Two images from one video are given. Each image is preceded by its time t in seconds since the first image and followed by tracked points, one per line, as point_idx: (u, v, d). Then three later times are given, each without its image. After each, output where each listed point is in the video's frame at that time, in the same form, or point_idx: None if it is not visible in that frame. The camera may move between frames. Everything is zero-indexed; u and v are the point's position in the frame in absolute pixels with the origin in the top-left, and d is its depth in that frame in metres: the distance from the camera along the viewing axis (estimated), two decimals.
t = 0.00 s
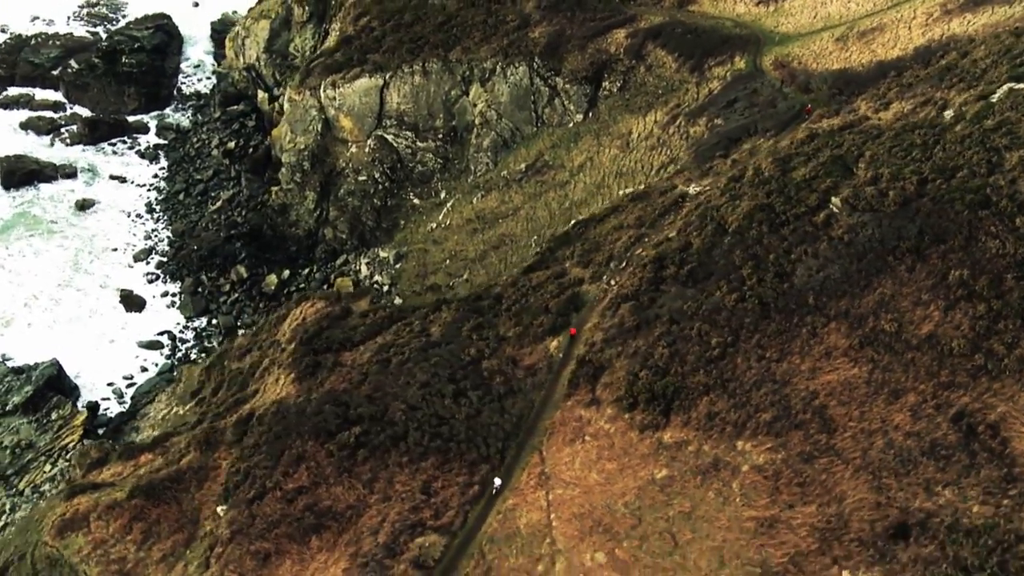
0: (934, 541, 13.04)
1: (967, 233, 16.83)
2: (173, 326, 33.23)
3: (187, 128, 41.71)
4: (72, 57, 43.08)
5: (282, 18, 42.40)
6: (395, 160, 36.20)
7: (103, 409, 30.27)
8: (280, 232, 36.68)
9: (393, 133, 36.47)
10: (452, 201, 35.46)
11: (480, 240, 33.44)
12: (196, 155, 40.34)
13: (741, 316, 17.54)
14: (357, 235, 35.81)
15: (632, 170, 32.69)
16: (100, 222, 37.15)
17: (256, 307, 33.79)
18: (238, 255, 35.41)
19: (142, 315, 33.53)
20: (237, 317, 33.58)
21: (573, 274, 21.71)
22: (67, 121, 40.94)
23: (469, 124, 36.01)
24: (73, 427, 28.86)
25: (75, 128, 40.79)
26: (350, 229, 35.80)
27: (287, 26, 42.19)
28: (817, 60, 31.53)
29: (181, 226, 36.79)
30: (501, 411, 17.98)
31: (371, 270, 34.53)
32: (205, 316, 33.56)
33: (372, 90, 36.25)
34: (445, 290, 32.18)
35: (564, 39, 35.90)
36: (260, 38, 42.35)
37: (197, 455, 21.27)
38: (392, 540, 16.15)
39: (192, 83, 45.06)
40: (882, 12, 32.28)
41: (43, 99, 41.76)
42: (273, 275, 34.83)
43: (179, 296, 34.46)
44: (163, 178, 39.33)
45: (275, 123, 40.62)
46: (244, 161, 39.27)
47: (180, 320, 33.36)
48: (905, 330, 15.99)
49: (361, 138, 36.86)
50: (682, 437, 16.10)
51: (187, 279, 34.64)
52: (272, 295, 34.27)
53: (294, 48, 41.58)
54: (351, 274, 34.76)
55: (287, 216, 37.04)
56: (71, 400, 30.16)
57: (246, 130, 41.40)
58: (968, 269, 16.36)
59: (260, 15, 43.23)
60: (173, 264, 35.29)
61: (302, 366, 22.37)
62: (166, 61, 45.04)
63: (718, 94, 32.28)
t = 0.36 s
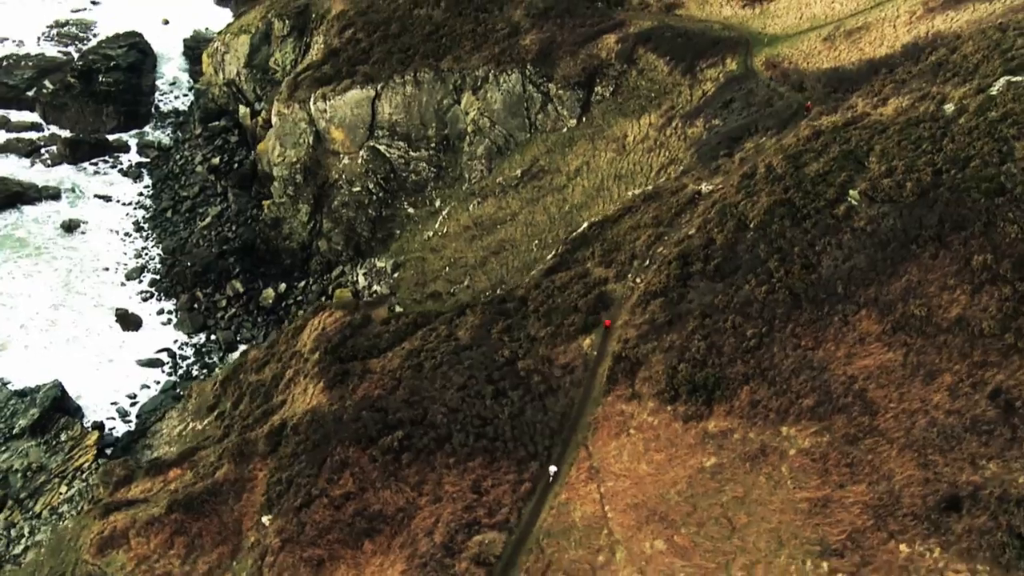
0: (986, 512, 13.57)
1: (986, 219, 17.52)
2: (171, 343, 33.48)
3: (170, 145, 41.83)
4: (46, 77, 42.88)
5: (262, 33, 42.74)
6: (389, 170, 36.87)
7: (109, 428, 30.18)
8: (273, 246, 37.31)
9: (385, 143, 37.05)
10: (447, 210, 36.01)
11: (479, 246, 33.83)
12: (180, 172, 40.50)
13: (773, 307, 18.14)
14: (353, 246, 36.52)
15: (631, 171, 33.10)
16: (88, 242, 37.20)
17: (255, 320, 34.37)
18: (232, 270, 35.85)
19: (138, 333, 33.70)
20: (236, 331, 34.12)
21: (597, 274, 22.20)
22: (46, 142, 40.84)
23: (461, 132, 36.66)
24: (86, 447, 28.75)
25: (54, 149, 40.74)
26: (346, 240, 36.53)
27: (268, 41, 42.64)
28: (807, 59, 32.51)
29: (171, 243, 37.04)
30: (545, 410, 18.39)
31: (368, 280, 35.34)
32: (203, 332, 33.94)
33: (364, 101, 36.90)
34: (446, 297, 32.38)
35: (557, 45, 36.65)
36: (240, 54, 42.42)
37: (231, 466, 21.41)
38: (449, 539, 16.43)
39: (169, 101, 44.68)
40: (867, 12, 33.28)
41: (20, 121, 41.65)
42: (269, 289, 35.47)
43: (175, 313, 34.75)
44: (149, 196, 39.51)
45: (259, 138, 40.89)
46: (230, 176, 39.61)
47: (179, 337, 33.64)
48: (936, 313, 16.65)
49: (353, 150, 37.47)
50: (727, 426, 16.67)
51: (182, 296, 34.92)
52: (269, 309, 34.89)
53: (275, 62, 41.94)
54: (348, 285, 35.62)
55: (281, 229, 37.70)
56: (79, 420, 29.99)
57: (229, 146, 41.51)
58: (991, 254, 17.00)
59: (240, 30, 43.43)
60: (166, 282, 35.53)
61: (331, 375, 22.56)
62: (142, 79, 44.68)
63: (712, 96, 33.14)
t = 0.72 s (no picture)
0: None
1: (1001, 209, 18.33)
2: (172, 365, 33.33)
3: (155, 167, 41.39)
4: (23, 101, 41.98)
5: (245, 53, 42.62)
6: (385, 185, 37.01)
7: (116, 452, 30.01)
8: (268, 264, 37.25)
9: (379, 158, 37.39)
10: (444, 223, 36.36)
11: (478, 258, 34.37)
12: (167, 194, 40.18)
13: (802, 302, 18.77)
14: (350, 262, 36.49)
15: (630, 179, 33.89)
16: (79, 267, 36.85)
17: (255, 338, 34.19)
18: (228, 288, 35.61)
19: (137, 356, 33.46)
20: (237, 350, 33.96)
21: (619, 278, 22.70)
22: (28, 168, 40.23)
23: (456, 145, 37.02)
24: (100, 471, 28.78)
25: (38, 174, 40.14)
26: (343, 256, 36.47)
27: (251, 61, 42.52)
28: (796, 64, 33.45)
29: (164, 265, 36.81)
30: (586, 412, 18.81)
31: (368, 294, 35.54)
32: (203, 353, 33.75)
33: (358, 117, 37.38)
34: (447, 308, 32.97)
35: (549, 57, 37.31)
36: (223, 74, 42.31)
37: (266, 482, 21.49)
38: (505, 541, 16.74)
39: (149, 124, 43.99)
40: (849, 17, 34.32)
41: None
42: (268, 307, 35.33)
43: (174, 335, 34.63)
44: (137, 218, 39.17)
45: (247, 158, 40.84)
46: (219, 197, 39.40)
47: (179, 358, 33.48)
48: (961, 302, 17.40)
49: (347, 166, 37.74)
50: (768, 418, 17.25)
51: (179, 317, 34.73)
52: (269, 326, 34.75)
53: (258, 81, 41.98)
54: (349, 300, 35.66)
55: (276, 248, 37.63)
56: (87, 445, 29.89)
57: (215, 166, 41.22)
58: (1008, 243, 17.82)
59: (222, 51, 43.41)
60: (162, 304, 35.29)
61: (361, 388, 22.76)
62: (122, 101, 43.84)
63: (705, 103, 33.97)
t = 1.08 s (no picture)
0: None
1: (1010, 204, 19.24)
2: (174, 390, 33.47)
3: (140, 194, 41.15)
4: None
5: (228, 76, 42.57)
6: (380, 203, 37.50)
7: (126, 479, 30.18)
8: (264, 285, 37.33)
9: (374, 176, 37.79)
10: (440, 239, 36.70)
11: (479, 271, 34.73)
12: (154, 219, 39.97)
13: (827, 300, 19.47)
14: (348, 280, 36.67)
15: (630, 190, 34.63)
16: (70, 295, 36.72)
17: (257, 361, 34.55)
18: (225, 312, 35.70)
19: (138, 383, 33.49)
20: (239, 373, 34.18)
21: (640, 284, 23.29)
22: (8, 198, 39.89)
23: (450, 161, 37.71)
24: (116, 498, 28.70)
25: (19, 204, 39.87)
26: (340, 274, 36.66)
27: (233, 83, 42.46)
28: (785, 72, 34.46)
29: (158, 290, 36.69)
30: (624, 414, 19.34)
31: (368, 312, 35.64)
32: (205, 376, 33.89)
33: (352, 136, 37.72)
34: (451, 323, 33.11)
35: (541, 73, 38.11)
36: (206, 97, 42.10)
37: (302, 499, 21.62)
38: (559, 544, 17.12)
39: (129, 149, 43.68)
40: (833, 25, 35.45)
41: None
42: (267, 328, 35.56)
43: (173, 360, 34.77)
44: (126, 244, 39.01)
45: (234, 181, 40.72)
46: (207, 220, 39.14)
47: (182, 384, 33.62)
48: (980, 293, 18.22)
49: (342, 185, 38.02)
50: (804, 412, 17.92)
51: (178, 342, 34.77)
52: (270, 348, 34.94)
53: (241, 104, 42.05)
54: (349, 318, 35.86)
55: (272, 268, 37.63)
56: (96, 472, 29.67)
57: (201, 189, 40.88)
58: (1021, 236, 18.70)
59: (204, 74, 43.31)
60: (158, 329, 35.25)
61: (391, 402, 23.00)
62: (102, 128, 43.44)
63: (699, 114, 34.92)
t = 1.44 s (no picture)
0: None
1: (1019, 203, 20.07)
2: (177, 418, 34.24)
3: (127, 223, 41.96)
4: None
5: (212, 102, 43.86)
6: (376, 224, 38.21)
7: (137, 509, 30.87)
8: (261, 309, 38.14)
9: (370, 198, 38.57)
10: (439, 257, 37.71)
11: (480, 289, 35.74)
12: (143, 248, 40.80)
13: (849, 300, 20.24)
14: (346, 302, 37.35)
15: (629, 203, 35.43)
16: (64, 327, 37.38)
17: (260, 386, 35.33)
18: (223, 337, 36.51)
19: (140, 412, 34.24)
20: (241, 398, 35.02)
21: (660, 292, 23.93)
22: None
23: (445, 180, 38.57)
24: (133, 527, 29.22)
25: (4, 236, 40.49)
26: (338, 296, 37.35)
27: (217, 109, 43.79)
28: (774, 84, 35.66)
29: (152, 319, 37.52)
30: (660, 419, 19.89)
31: (369, 333, 36.36)
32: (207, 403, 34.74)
33: (347, 158, 38.53)
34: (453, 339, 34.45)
35: (534, 90, 39.11)
36: (190, 124, 43.41)
37: (339, 517, 21.79)
38: (609, 547, 17.56)
39: (111, 178, 44.47)
40: (816, 38, 36.67)
41: None
42: (267, 353, 36.33)
43: (173, 387, 35.57)
44: (116, 274, 39.85)
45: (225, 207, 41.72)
46: (198, 247, 40.04)
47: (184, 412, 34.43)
48: (996, 289, 19.06)
49: (337, 208, 38.80)
50: (837, 409, 18.61)
51: (177, 370, 35.57)
52: (271, 372, 35.79)
53: (227, 130, 43.01)
54: (349, 339, 36.57)
55: (269, 292, 38.44)
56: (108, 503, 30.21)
57: (189, 217, 41.91)
58: None
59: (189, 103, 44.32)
60: (156, 358, 36.05)
61: (421, 418, 23.30)
62: (82, 156, 43.96)
63: (692, 127, 35.88)
